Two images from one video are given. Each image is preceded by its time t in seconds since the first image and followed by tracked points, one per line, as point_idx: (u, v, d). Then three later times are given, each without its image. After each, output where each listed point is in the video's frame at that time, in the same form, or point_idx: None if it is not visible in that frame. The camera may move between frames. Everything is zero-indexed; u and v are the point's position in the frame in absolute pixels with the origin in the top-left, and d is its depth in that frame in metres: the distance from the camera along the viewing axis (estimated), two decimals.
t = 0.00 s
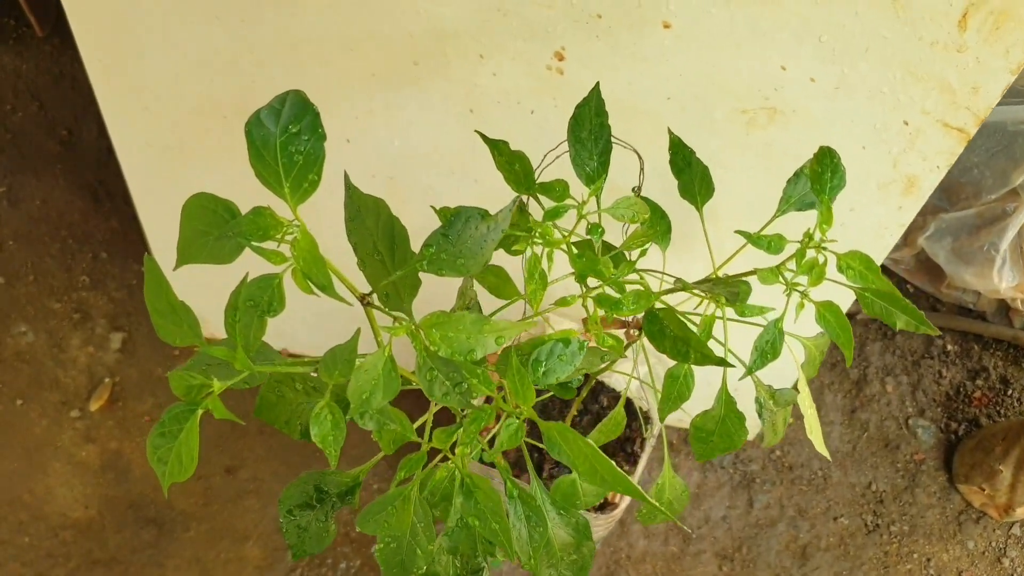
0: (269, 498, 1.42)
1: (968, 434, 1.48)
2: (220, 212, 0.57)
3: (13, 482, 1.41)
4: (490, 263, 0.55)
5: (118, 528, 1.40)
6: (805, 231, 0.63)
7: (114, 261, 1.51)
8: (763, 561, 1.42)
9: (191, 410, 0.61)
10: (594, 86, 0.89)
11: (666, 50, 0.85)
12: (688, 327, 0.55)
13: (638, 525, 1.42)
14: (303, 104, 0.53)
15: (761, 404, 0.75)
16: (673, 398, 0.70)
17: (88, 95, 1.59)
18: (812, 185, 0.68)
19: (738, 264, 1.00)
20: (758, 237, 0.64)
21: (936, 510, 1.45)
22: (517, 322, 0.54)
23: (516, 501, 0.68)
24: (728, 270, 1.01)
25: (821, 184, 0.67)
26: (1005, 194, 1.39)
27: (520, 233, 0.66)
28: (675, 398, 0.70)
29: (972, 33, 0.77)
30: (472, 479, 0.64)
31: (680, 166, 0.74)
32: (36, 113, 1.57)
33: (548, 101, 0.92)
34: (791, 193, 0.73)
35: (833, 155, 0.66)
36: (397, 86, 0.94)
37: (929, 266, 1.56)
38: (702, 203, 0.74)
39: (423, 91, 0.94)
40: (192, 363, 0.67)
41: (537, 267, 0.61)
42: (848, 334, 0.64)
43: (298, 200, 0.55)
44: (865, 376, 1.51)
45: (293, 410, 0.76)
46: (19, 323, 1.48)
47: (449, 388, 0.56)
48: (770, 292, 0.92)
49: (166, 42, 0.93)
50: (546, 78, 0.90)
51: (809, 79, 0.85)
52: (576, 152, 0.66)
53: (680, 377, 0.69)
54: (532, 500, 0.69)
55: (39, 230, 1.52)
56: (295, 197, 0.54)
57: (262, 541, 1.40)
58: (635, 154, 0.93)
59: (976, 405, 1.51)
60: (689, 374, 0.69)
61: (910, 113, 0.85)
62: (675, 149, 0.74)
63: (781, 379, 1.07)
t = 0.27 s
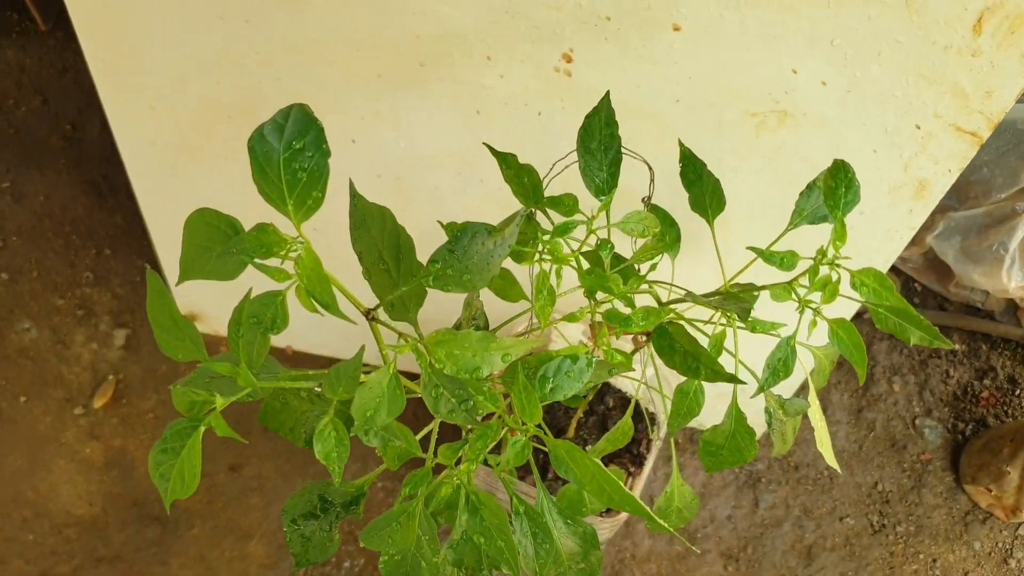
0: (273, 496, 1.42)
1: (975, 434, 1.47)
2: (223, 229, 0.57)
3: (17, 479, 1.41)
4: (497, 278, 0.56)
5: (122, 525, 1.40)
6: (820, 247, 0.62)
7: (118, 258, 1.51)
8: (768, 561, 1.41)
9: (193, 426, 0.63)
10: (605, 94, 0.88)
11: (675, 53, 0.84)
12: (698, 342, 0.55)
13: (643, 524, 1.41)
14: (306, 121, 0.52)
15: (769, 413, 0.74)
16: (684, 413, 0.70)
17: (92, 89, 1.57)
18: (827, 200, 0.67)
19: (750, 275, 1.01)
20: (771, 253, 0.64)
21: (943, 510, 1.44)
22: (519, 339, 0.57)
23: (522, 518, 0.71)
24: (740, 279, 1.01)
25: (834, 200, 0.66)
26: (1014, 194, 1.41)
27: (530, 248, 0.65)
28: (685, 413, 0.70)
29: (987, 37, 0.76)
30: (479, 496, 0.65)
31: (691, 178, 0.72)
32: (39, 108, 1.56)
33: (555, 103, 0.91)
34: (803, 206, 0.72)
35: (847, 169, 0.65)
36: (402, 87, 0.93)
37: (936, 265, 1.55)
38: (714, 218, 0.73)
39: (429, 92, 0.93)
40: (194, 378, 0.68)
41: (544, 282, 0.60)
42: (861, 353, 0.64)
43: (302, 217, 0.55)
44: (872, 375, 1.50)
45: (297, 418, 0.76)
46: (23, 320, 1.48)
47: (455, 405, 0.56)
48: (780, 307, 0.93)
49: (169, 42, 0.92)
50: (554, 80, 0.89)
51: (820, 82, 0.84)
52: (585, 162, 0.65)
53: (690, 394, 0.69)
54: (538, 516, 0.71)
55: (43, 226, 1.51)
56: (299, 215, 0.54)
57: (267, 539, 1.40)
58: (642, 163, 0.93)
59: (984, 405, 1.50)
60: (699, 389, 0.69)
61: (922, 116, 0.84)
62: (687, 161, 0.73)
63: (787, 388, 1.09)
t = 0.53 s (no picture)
0: (276, 497, 1.41)
1: (980, 435, 1.47)
2: (231, 239, 0.56)
3: (20, 479, 1.41)
4: (507, 288, 0.56)
5: (125, 526, 1.40)
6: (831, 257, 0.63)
7: (120, 257, 1.50)
8: (772, 562, 1.41)
9: (199, 437, 0.62)
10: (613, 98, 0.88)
11: (682, 56, 0.83)
12: (708, 353, 0.54)
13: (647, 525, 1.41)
14: (317, 132, 0.52)
15: (778, 420, 0.74)
16: (694, 422, 0.70)
17: (93, 88, 1.56)
18: (838, 210, 0.67)
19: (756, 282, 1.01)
20: (782, 262, 0.63)
21: (947, 512, 1.44)
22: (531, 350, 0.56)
23: (529, 528, 0.69)
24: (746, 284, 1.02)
25: (846, 210, 0.67)
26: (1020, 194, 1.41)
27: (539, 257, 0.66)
28: (695, 424, 0.70)
29: (997, 42, 0.76)
30: (487, 507, 0.65)
31: (700, 185, 0.72)
32: (40, 107, 1.55)
33: (560, 105, 0.90)
34: (813, 214, 0.72)
35: (859, 178, 0.65)
36: (406, 89, 0.92)
37: (941, 265, 1.54)
38: (724, 226, 0.73)
39: (433, 95, 0.92)
40: (200, 387, 0.67)
41: (553, 293, 0.60)
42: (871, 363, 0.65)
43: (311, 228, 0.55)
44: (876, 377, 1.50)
45: (302, 425, 0.75)
46: (25, 320, 1.47)
47: (463, 418, 0.56)
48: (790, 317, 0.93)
49: (171, 44, 0.92)
50: (559, 83, 0.88)
51: (828, 87, 0.83)
52: (593, 169, 0.65)
53: (699, 403, 0.69)
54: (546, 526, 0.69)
55: (44, 226, 1.51)
56: (309, 228, 0.54)
57: (269, 540, 1.40)
58: (648, 169, 0.93)
59: (988, 406, 1.50)
60: (709, 399, 0.69)
61: (930, 121, 0.84)
62: (695, 168, 0.72)
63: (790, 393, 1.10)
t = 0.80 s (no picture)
0: (276, 489, 1.41)
1: (981, 429, 1.47)
2: (228, 237, 0.56)
3: (20, 472, 1.41)
4: (505, 285, 0.54)
5: (125, 519, 1.40)
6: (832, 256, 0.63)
7: (120, 250, 1.50)
8: (773, 555, 1.41)
9: (198, 435, 0.62)
10: (614, 92, 0.87)
11: (684, 50, 0.83)
12: (708, 351, 0.54)
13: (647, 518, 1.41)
14: (313, 129, 0.51)
15: (777, 417, 0.73)
16: (693, 421, 0.70)
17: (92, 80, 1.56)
18: (840, 207, 0.67)
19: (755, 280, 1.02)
20: (782, 261, 0.62)
21: (947, 505, 1.44)
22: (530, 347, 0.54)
23: (528, 526, 0.68)
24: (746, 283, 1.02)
25: (848, 208, 0.66)
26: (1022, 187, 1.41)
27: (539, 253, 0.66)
28: (695, 422, 0.70)
29: (1000, 35, 0.75)
30: (485, 504, 0.64)
31: (702, 181, 0.72)
32: (39, 99, 1.55)
33: (561, 99, 0.90)
34: (815, 212, 0.72)
35: (861, 177, 0.65)
36: (406, 83, 0.92)
37: (943, 258, 1.54)
38: (724, 222, 0.73)
39: (434, 88, 0.92)
40: (198, 383, 0.67)
41: (553, 291, 0.59)
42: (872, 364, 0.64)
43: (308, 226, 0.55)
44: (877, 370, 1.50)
45: (301, 421, 0.75)
46: (25, 312, 1.47)
47: (462, 415, 0.56)
48: (790, 316, 0.94)
49: (171, 38, 0.91)
50: (560, 77, 0.87)
51: (831, 81, 0.83)
52: (594, 166, 0.64)
53: (698, 401, 0.69)
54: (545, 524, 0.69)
55: (44, 218, 1.51)
56: (305, 225, 0.54)
57: (270, 533, 1.40)
58: (648, 165, 0.93)
59: (989, 399, 1.49)
60: (708, 398, 0.69)
61: (932, 115, 0.84)
62: (697, 164, 0.72)
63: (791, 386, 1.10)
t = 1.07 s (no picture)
0: (278, 471, 1.43)
1: (978, 411, 1.48)
2: (229, 205, 0.57)
3: (24, 454, 1.42)
4: (504, 253, 0.55)
5: (128, 500, 1.41)
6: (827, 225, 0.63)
7: (121, 234, 1.51)
8: (770, 536, 1.43)
9: (200, 401, 0.64)
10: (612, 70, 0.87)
11: (683, 30, 0.83)
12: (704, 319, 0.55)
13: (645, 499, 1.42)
14: (312, 99, 0.52)
15: (773, 390, 0.74)
16: (688, 388, 0.71)
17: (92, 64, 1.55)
18: (833, 178, 0.67)
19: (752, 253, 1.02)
20: (777, 231, 0.64)
21: (944, 486, 1.45)
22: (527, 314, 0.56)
23: (527, 492, 0.69)
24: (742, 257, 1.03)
25: (842, 177, 0.66)
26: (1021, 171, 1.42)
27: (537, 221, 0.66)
28: (689, 389, 0.71)
29: (996, 15, 0.76)
30: (484, 469, 0.64)
31: (698, 154, 0.72)
32: (39, 84, 1.54)
33: (560, 80, 0.90)
34: (811, 184, 0.73)
35: (855, 148, 0.65)
36: (407, 64, 0.92)
37: (942, 241, 1.54)
38: (721, 194, 0.73)
39: (435, 69, 0.92)
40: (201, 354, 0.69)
41: (551, 260, 0.61)
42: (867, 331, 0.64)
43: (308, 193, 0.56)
44: (875, 353, 1.50)
45: (303, 394, 0.77)
46: (27, 296, 1.48)
47: (461, 380, 0.56)
48: (786, 284, 0.94)
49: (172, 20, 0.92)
50: (559, 57, 0.88)
51: (828, 61, 0.83)
52: (591, 139, 0.65)
53: (694, 369, 0.69)
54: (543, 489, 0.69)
55: (45, 202, 1.51)
56: (305, 192, 0.55)
57: (271, 514, 1.41)
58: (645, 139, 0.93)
59: (986, 381, 1.50)
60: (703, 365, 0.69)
61: (928, 94, 0.84)
62: (693, 137, 0.72)
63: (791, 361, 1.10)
